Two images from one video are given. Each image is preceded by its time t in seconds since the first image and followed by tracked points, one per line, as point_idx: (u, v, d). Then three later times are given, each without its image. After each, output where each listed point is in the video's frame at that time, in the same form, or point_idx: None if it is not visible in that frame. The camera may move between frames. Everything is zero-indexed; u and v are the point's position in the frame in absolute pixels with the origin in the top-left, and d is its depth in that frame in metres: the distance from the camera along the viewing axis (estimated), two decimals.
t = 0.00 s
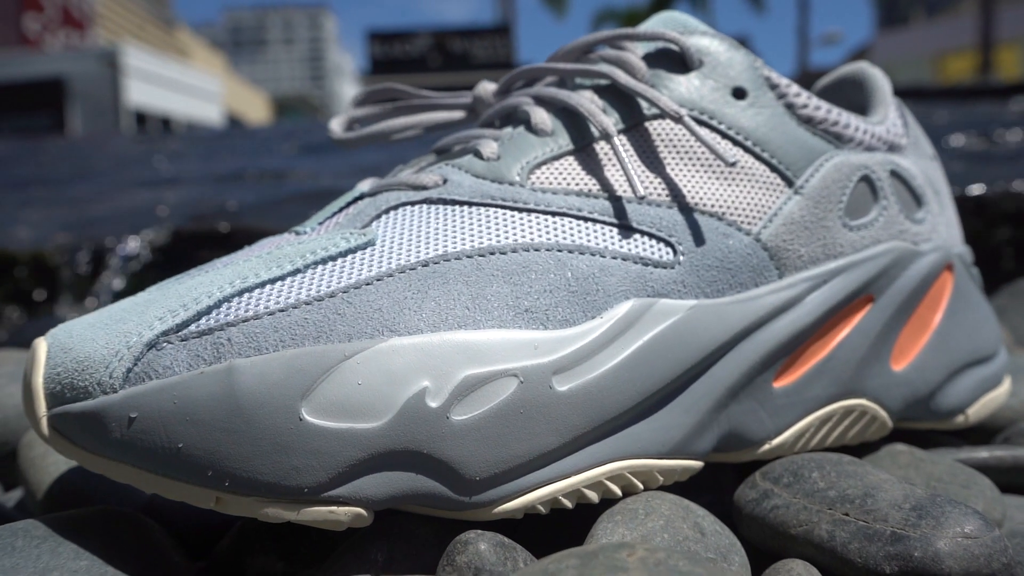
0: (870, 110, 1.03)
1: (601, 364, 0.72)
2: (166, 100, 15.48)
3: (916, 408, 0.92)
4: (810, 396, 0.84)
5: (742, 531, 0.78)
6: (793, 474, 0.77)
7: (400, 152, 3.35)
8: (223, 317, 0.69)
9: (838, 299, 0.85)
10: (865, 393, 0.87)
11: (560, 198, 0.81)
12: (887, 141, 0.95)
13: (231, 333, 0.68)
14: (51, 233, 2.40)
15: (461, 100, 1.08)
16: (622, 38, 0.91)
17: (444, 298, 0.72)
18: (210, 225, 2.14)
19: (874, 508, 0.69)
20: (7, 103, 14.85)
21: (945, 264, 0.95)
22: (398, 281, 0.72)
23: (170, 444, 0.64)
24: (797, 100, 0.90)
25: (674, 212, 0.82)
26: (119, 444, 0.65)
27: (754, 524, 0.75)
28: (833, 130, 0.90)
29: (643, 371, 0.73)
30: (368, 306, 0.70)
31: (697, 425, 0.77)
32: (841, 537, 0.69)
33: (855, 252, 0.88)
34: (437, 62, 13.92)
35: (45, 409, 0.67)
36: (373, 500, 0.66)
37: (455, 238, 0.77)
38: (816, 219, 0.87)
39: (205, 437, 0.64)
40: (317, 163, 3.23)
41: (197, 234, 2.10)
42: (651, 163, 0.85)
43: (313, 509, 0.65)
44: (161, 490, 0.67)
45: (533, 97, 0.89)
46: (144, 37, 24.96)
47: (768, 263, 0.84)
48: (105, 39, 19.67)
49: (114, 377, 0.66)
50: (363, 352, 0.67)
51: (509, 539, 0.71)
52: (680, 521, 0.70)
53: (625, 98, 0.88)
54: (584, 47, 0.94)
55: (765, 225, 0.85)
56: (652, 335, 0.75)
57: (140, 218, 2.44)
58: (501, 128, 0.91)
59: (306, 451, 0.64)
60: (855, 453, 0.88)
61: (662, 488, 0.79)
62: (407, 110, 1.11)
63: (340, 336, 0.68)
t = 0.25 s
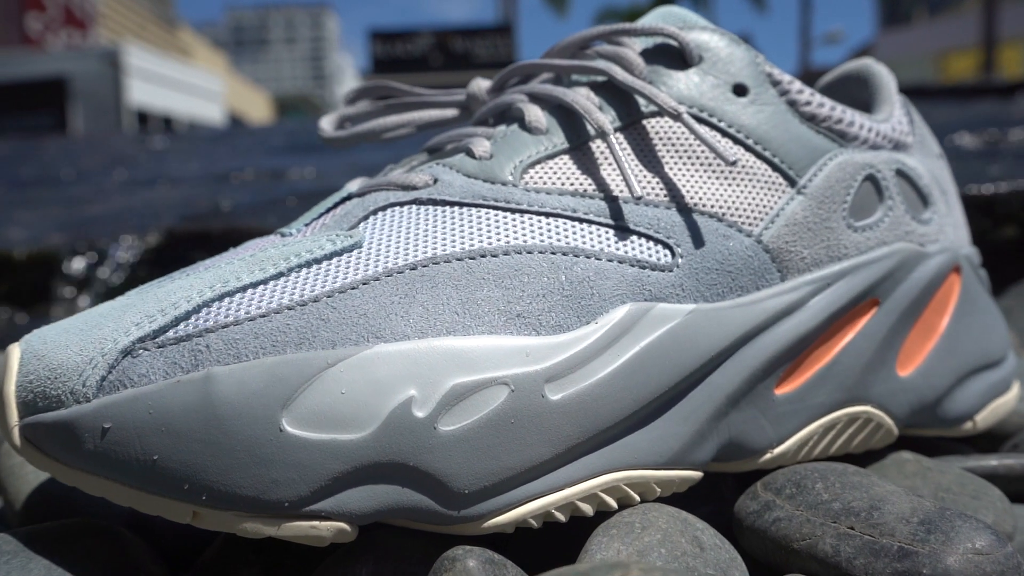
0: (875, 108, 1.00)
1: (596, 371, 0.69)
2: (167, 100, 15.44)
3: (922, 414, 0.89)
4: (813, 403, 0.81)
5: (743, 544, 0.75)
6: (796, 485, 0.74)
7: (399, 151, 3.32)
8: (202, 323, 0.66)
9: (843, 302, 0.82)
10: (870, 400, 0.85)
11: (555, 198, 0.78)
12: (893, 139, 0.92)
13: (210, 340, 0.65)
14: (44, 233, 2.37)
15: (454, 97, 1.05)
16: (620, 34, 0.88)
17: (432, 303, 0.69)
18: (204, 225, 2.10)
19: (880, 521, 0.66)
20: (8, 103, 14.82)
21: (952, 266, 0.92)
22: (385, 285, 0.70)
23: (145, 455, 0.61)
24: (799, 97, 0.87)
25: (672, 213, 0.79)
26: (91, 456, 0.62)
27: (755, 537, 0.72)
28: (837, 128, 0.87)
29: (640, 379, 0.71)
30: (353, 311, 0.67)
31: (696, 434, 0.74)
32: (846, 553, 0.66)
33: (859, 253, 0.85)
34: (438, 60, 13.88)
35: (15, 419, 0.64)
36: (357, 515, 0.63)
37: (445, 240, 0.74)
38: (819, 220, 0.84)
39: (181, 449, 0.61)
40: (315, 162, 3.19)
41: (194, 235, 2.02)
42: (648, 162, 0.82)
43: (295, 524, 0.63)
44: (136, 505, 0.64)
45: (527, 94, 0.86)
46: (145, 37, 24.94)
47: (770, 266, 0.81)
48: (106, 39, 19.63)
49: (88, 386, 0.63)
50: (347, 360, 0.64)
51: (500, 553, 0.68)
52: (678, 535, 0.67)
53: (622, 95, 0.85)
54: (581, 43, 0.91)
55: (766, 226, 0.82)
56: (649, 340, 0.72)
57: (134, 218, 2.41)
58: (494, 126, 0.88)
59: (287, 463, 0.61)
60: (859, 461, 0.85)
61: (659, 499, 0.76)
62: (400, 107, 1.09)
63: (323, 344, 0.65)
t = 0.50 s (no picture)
0: (879, 106, 0.97)
1: (590, 380, 0.67)
2: (167, 99, 15.40)
3: (928, 422, 0.87)
4: (816, 412, 0.78)
5: (743, 558, 0.72)
6: (799, 497, 0.71)
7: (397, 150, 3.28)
8: (178, 330, 0.63)
9: (846, 307, 0.79)
10: (875, 408, 0.82)
11: (548, 199, 0.76)
12: (897, 138, 0.89)
13: (186, 347, 0.62)
14: (36, 234, 2.33)
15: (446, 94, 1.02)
16: (615, 30, 0.86)
17: (419, 309, 0.66)
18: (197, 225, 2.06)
19: (886, 537, 0.64)
20: (7, 102, 14.79)
21: (959, 269, 0.89)
22: (370, 290, 0.67)
23: (116, 469, 0.59)
24: (801, 95, 0.84)
25: (669, 214, 0.76)
26: (60, 471, 0.59)
27: (756, 551, 0.70)
28: (839, 126, 0.85)
29: (635, 388, 0.68)
30: (335, 318, 0.64)
31: (694, 444, 0.71)
32: (851, 569, 0.63)
33: (863, 256, 0.82)
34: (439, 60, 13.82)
35: None
36: (338, 532, 0.60)
37: (432, 244, 0.71)
38: (822, 221, 0.81)
39: (154, 462, 0.59)
40: (312, 161, 3.16)
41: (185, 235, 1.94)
42: (644, 162, 0.79)
43: (274, 541, 0.60)
44: (107, 521, 0.61)
45: (520, 92, 0.84)
46: (145, 37, 24.91)
47: (770, 269, 0.78)
48: (106, 39, 19.61)
49: (58, 395, 0.59)
50: (329, 368, 0.61)
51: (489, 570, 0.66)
52: (676, 551, 0.64)
53: (618, 92, 0.83)
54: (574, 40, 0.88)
55: (766, 228, 0.79)
56: (645, 347, 0.69)
57: (128, 218, 2.37)
58: (486, 125, 0.85)
59: (265, 477, 0.59)
60: (863, 471, 0.83)
61: (655, 512, 0.73)
62: (391, 106, 1.06)
63: (304, 352, 0.62)
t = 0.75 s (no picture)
0: (884, 106, 0.94)
1: (585, 390, 0.64)
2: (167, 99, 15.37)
3: (935, 432, 0.84)
4: (820, 421, 0.76)
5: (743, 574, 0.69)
6: (802, 510, 0.69)
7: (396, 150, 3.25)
8: (155, 338, 0.61)
9: (850, 313, 0.77)
10: (880, 417, 0.79)
11: (541, 201, 0.73)
12: (902, 139, 0.87)
13: (163, 356, 0.60)
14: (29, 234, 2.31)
15: (439, 93, 0.99)
16: (612, 27, 0.83)
17: (407, 316, 0.64)
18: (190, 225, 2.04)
19: (893, 555, 0.61)
20: (7, 103, 14.77)
21: (967, 273, 0.86)
22: (356, 296, 0.64)
23: (88, 484, 0.56)
24: (804, 94, 0.82)
25: (667, 217, 0.74)
26: (29, 487, 0.56)
27: (757, 568, 0.67)
28: (843, 126, 0.82)
29: (632, 398, 0.65)
30: (319, 326, 0.62)
31: (693, 456, 0.69)
32: None
33: (867, 261, 0.79)
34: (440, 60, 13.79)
35: None
36: (320, 550, 0.58)
37: (421, 248, 0.69)
38: (826, 224, 0.78)
39: (128, 477, 0.56)
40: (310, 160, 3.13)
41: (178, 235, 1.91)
42: (642, 163, 0.77)
43: (254, 561, 0.57)
44: (80, 538, 0.59)
45: (514, 91, 0.81)
46: (145, 36, 24.89)
47: (772, 273, 0.75)
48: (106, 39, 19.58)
49: (28, 408, 0.56)
50: (311, 379, 0.59)
51: None
52: (674, 569, 0.62)
53: (615, 91, 0.80)
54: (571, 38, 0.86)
55: (768, 232, 0.76)
56: (641, 356, 0.66)
57: (122, 219, 2.34)
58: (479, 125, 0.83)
59: (243, 494, 0.56)
60: (868, 482, 0.80)
61: (653, 525, 0.71)
62: (383, 105, 1.03)
63: (285, 361, 0.60)
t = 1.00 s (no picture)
0: (888, 105, 0.92)
1: (580, 401, 0.61)
2: (167, 99, 15.36)
3: (942, 441, 0.81)
4: (824, 431, 0.73)
5: None
6: (806, 525, 0.66)
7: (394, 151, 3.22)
8: (132, 347, 0.58)
9: (856, 319, 0.74)
10: (886, 426, 0.76)
11: (535, 204, 0.70)
12: (908, 139, 0.84)
13: (139, 366, 0.57)
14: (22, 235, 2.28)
15: (432, 93, 0.97)
16: (610, 24, 0.81)
17: (394, 324, 0.61)
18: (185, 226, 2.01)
19: (902, 573, 0.59)
20: (8, 103, 14.74)
21: (975, 277, 0.83)
22: (341, 303, 0.62)
23: (59, 500, 0.53)
24: (807, 93, 0.79)
25: (666, 220, 0.71)
26: None
27: None
28: (848, 126, 0.79)
29: (629, 409, 0.63)
30: (302, 335, 0.59)
31: (692, 468, 0.66)
32: None
33: (873, 265, 0.77)
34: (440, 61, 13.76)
35: None
36: (303, 569, 0.55)
37: (410, 253, 0.66)
38: (830, 227, 0.76)
39: (101, 494, 0.53)
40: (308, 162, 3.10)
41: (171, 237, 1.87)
42: (639, 164, 0.74)
43: None
44: (51, 557, 0.56)
45: (508, 91, 0.78)
46: (146, 37, 24.87)
47: (775, 278, 0.73)
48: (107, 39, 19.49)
49: None
50: (292, 390, 0.56)
51: None
52: None
53: (612, 90, 0.77)
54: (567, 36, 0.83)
55: (770, 235, 0.74)
56: (639, 365, 0.64)
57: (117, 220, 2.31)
58: (472, 126, 0.80)
59: (221, 510, 0.54)
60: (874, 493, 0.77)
61: (651, 540, 0.68)
62: (375, 105, 1.01)
63: (267, 372, 0.57)
